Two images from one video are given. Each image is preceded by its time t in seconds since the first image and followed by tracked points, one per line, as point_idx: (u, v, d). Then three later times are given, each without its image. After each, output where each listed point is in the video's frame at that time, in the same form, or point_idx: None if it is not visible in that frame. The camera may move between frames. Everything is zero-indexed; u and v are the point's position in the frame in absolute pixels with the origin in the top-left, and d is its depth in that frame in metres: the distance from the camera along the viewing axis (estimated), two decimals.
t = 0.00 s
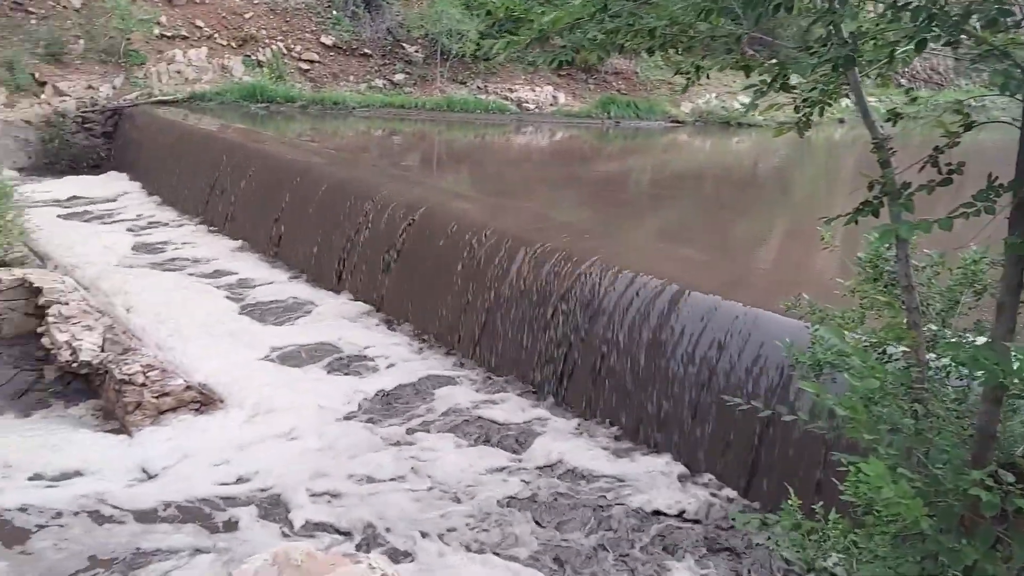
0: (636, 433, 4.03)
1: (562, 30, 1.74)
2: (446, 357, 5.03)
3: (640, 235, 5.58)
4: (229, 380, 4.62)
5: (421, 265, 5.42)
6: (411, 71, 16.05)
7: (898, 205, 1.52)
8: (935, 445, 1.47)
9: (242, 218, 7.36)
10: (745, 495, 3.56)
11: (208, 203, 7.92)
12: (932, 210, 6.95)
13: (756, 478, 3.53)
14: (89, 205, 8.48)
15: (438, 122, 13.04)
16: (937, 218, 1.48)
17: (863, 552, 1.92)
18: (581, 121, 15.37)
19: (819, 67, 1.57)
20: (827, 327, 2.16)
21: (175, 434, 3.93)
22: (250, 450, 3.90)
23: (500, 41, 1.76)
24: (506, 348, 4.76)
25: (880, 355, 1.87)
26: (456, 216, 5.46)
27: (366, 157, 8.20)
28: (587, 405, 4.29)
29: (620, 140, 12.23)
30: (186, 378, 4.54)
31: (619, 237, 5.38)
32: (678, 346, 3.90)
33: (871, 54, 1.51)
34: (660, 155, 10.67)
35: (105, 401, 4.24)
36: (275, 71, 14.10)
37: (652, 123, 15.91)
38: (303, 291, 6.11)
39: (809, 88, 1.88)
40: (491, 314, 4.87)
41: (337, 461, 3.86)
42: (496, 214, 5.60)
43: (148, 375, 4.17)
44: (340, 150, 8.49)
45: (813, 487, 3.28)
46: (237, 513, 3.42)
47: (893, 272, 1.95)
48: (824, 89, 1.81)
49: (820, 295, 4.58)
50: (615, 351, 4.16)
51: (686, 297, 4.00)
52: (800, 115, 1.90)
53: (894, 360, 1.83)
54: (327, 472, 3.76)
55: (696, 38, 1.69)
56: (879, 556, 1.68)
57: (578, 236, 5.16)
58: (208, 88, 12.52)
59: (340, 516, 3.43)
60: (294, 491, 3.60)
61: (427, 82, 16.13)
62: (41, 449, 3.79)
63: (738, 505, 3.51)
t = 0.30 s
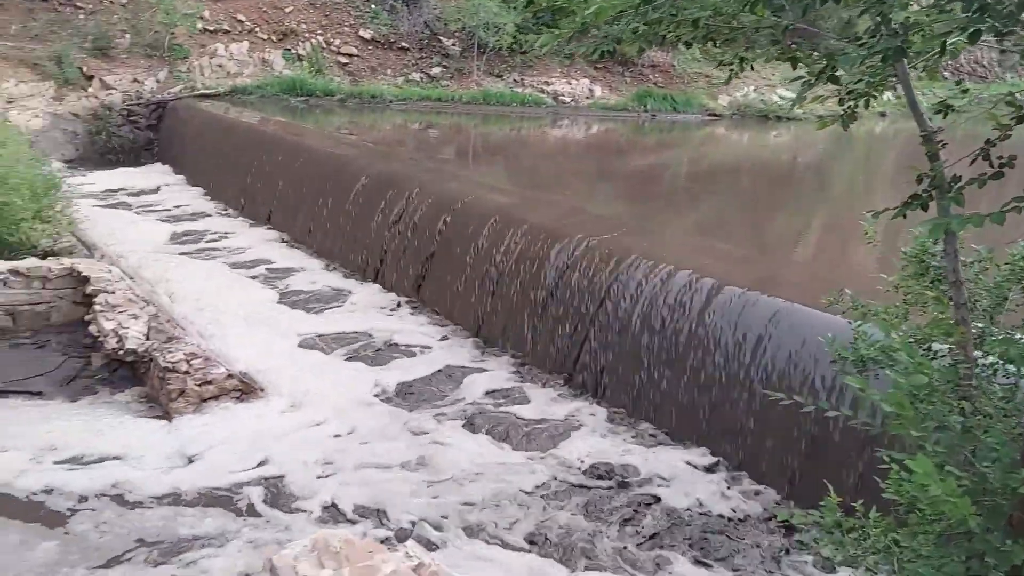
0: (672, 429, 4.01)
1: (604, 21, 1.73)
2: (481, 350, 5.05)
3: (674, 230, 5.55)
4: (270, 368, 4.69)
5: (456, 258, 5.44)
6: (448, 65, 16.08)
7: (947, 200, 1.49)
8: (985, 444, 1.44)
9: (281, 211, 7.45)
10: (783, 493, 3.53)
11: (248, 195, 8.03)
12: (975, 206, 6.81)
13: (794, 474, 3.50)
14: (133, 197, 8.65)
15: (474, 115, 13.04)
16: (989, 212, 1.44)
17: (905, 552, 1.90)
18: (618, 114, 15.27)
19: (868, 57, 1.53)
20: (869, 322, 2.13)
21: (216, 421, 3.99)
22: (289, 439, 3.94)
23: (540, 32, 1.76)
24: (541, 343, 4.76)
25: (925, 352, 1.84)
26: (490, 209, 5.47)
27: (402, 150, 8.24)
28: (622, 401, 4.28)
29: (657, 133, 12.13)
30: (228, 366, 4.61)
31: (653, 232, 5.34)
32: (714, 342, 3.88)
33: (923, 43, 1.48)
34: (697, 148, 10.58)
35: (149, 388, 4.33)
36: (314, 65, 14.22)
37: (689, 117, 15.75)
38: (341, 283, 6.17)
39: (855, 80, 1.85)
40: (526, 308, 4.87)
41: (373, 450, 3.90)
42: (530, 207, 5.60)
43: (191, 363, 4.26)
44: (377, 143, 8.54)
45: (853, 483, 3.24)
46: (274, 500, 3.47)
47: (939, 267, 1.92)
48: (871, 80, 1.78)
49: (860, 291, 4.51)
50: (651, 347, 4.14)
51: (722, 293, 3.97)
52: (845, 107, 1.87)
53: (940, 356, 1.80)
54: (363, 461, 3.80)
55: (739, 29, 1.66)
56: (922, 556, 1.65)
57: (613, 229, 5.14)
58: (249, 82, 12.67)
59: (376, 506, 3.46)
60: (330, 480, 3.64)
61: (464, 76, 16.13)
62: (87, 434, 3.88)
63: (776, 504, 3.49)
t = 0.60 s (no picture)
0: (713, 427, 3.99)
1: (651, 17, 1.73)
2: (520, 344, 5.06)
3: (714, 226, 5.50)
4: (313, 360, 4.76)
5: (495, 253, 5.47)
6: (488, 61, 16.10)
7: (1002, 198, 1.46)
8: None
9: (323, 205, 7.55)
10: (825, 494, 3.50)
11: (291, 189, 8.14)
12: None
13: (836, 474, 3.46)
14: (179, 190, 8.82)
15: (514, 111, 13.04)
16: None
17: (951, 554, 1.87)
18: (658, 109, 15.16)
19: (921, 52, 1.51)
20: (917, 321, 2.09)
21: (261, 410, 4.06)
22: (331, 429, 4.00)
23: (587, 27, 1.77)
24: (580, 339, 4.77)
25: (976, 352, 1.80)
26: (528, 204, 5.47)
27: (442, 146, 8.28)
28: (662, 398, 4.26)
29: (698, 129, 12.03)
30: (272, 358, 4.70)
31: (694, 228, 5.30)
32: (755, 339, 3.85)
33: (980, 38, 1.45)
34: (738, 144, 10.47)
35: (196, 378, 4.43)
36: (357, 61, 14.33)
37: (731, 112, 15.58)
38: (381, 277, 6.24)
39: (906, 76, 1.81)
40: (564, 304, 4.88)
41: (413, 441, 3.94)
42: (569, 202, 5.60)
43: (237, 355, 4.35)
44: (418, 139, 8.59)
45: (900, 483, 3.19)
46: (316, 488, 3.53)
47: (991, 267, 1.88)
48: (922, 76, 1.74)
49: (905, 290, 4.43)
50: (691, 344, 4.12)
51: (763, 290, 3.93)
52: (894, 104, 1.84)
53: (992, 358, 1.76)
54: (404, 452, 3.85)
55: (788, 24, 1.64)
56: (971, 559, 1.63)
57: (652, 225, 5.12)
58: (292, 78, 12.82)
59: (418, 498, 3.49)
60: (372, 470, 3.68)
61: (504, 72, 16.15)
62: (134, 421, 3.97)
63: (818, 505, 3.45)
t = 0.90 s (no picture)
0: (747, 429, 3.96)
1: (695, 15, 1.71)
2: (554, 341, 5.07)
3: (752, 226, 5.45)
4: (349, 352, 4.81)
5: (530, 250, 5.47)
6: (526, 57, 16.10)
7: None
8: None
9: (361, 200, 7.62)
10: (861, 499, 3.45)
11: (330, 184, 8.23)
12: None
13: (874, 479, 3.41)
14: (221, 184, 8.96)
15: (551, 108, 13.02)
16: None
17: (994, 563, 1.83)
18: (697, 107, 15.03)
19: (974, 52, 1.47)
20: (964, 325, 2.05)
21: (299, 402, 4.11)
22: (367, 421, 4.04)
23: (631, 23, 1.76)
24: (614, 337, 4.76)
25: None
26: (564, 202, 5.48)
27: (480, 142, 8.29)
28: (695, 398, 4.24)
29: (737, 128, 11.90)
30: (310, 350, 4.76)
31: (731, 228, 5.26)
32: (792, 341, 3.81)
33: None
34: (779, 143, 10.33)
35: (236, 368, 4.50)
36: (397, 58, 14.42)
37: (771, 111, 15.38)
38: (417, 272, 6.28)
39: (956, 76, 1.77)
40: (599, 303, 4.87)
41: (448, 435, 3.97)
42: (604, 200, 5.59)
43: (276, 347, 4.41)
44: (456, 135, 8.61)
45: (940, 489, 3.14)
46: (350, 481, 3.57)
47: None
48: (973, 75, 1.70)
49: (947, 293, 4.35)
50: (726, 344, 4.10)
51: (801, 291, 3.90)
52: (944, 103, 1.80)
53: None
54: (438, 445, 3.87)
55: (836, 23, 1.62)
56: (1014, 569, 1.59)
57: (689, 224, 5.09)
58: (333, 74, 12.94)
59: (451, 492, 3.51)
60: (407, 464, 3.70)
61: (543, 69, 16.13)
62: (173, 409, 4.05)
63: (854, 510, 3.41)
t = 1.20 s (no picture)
0: (790, 435, 3.91)
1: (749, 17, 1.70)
2: (594, 342, 5.06)
3: (797, 230, 5.37)
4: (392, 347, 4.85)
5: (571, 250, 5.47)
6: (573, 57, 16.06)
7: None
8: None
9: (405, 197, 7.68)
10: (907, 510, 3.39)
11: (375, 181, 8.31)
12: None
13: (920, 491, 3.34)
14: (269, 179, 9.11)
15: (596, 108, 12.97)
16: None
17: None
18: (744, 109, 14.85)
19: None
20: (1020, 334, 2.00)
21: (341, 394, 4.16)
22: (408, 415, 4.08)
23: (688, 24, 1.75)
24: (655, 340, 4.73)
25: None
26: (606, 203, 5.46)
27: (524, 142, 8.29)
28: (736, 403, 4.20)
29: (785, 131, 11.72)
30: (354, 344, 4.81)
31: (775, 231, 5.19)
32: (837, 348, 3.76)
33: None
34: (828, 146, 10.16)
35: (281, 360, 4.58)
36: (443, 57, 14.48)
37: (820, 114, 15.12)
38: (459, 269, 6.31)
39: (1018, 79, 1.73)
40: (640, 304, 4.85)
41: (488, 431, 3.99)
42: (647, 202, 5.56)
43: (321, 341, 4.47)
44: (500, 134, 8.62)
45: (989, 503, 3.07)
46: (389, 474, 3.61)
47: None
48: None
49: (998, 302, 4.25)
50: (769, 349, 4.05)
51: (847, 298, 3.84)
52: (1005, 107, 1.75)
53: None
54: (477, 441, 3.89)
55: (893, 26, 1.59)
56: None
57: (733, 227, 5.04)
58: (379, 72, 13.04)
59: (490, 489, 3.52)
60: (447, 460, 3.72)
61: (589, 68, 16.08)
62: (217, 398, 4.13)
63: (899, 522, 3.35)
